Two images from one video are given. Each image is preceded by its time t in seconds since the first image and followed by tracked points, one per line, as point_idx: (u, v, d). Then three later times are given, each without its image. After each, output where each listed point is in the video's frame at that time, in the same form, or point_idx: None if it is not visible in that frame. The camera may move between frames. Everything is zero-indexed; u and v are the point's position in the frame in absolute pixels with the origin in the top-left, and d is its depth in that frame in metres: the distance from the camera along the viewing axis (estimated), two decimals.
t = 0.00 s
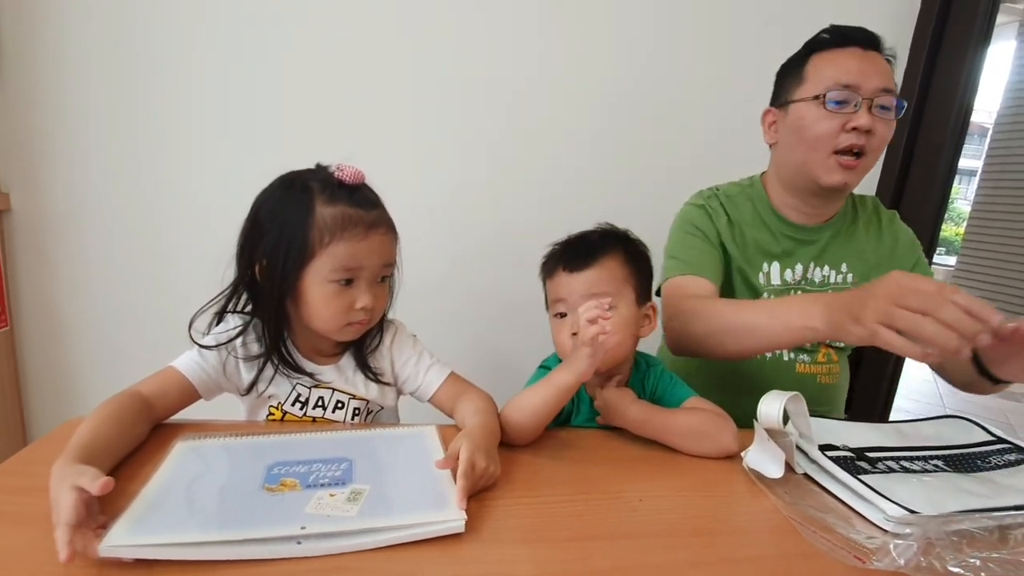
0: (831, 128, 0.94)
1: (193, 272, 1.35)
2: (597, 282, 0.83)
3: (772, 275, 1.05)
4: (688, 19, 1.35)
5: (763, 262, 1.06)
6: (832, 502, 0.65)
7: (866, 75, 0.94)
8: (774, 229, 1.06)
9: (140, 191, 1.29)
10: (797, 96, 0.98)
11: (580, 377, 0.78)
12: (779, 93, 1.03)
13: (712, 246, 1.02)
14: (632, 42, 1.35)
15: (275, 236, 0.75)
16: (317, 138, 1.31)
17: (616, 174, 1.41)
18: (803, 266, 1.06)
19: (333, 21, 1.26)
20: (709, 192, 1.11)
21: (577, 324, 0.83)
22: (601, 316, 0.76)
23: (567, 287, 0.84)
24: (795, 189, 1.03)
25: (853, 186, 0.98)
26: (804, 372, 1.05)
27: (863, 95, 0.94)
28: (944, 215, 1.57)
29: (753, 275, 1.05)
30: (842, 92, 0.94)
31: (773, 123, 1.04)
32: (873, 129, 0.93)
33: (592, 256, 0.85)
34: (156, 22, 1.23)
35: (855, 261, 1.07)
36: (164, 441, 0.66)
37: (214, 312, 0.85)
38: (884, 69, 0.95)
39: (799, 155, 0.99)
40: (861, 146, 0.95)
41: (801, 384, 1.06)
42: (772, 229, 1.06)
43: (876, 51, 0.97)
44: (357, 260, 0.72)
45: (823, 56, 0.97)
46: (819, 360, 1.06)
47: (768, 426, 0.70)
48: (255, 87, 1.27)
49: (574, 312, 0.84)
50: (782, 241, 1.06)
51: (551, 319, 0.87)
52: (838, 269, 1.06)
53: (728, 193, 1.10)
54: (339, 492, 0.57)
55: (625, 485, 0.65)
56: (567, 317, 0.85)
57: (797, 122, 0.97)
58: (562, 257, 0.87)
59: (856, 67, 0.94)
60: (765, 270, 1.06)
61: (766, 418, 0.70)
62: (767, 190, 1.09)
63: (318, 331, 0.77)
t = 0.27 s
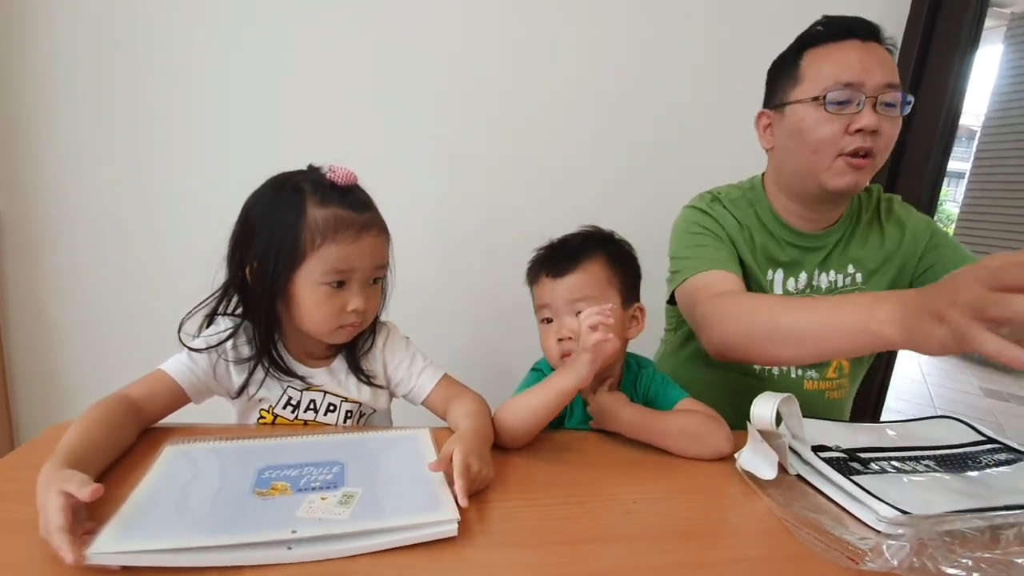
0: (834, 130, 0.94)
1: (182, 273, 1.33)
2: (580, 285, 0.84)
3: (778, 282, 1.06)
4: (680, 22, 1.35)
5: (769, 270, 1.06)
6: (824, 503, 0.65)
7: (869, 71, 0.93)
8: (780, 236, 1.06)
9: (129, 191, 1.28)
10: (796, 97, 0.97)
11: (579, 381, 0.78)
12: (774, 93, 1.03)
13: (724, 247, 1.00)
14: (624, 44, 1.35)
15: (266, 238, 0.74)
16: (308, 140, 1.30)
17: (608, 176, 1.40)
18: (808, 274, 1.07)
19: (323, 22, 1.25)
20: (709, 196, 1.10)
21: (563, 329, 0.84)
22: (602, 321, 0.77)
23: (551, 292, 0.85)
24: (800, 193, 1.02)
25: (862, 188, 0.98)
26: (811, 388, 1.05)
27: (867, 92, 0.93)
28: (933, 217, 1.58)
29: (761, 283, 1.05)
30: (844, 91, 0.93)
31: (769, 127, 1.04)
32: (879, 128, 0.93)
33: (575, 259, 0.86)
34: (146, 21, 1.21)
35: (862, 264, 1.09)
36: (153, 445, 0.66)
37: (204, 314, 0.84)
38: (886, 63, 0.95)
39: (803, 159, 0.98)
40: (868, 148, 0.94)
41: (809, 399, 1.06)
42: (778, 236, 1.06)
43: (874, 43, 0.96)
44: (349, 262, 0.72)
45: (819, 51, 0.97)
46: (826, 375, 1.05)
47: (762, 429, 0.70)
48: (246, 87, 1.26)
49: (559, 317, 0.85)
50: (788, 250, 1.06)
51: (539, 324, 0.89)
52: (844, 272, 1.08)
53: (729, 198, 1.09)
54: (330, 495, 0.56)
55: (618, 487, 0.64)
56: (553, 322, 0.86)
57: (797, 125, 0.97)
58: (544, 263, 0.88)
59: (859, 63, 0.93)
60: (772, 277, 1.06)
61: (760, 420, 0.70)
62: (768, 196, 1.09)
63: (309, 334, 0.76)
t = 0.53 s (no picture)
0: (814, 133, 0.94)
1: (150, 273, 1.30)
2: (551, 288, 0.84)
3: (761, 288, 1.07)
4: (652, 23, 1.37)
5: (751, 276, 1.07)
6: (800, 499, 0.65)
7: (845, 70, 0.94)
8: (762, 242, 1.07)
9: (95, 189, 1.24)
10: (771, 100, 0.98)
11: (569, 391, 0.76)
12: (747, 94, 1.04)
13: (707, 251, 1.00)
14: (598, 44, 1.36)
15: (234, 235, 0.72)
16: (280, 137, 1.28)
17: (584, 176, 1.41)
18: (790, 280, 1.08)
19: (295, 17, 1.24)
20: (688, 199, 1.10)
21: (537, 331, 0.84)
22: (605, 335, 0.74)
23: (524, 293, 0.85)
24: (783, 200, 1.03)
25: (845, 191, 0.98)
26: (796, 401, 1.06)
27: (844, 91, 0.94)
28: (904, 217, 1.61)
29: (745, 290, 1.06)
30: (821, 92, 0.94)
31: (744, 130, 1.05)
32: (858, 130, 0.93)
33: (545, 261, 0.86)
34: (112, 15, 1.18)
35: (846, 267, 1.10)
36: (118, 451, 0.63)
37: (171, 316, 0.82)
38: (861, 59, 0.96)
39: (784, 165, 0.98)
40: (849, 151, 0.94)
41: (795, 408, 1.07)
42: (760, 243, 1.07)
43: (850, 38, 0.97)
44: (321, 259, 0.70)
45: (792, 48, 0.97)
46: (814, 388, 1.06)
47: (739, 427, 0.70)
48: (217, 83, 1.24)
49: (533, 319, 0.85)
50: (770, 257, 1.07)
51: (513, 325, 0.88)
52: (826, 277, 1.09)
53: (709, 201, 1.10)
54: (303, 500, 0.55)
55: (596, 487, 0.64)
56: (527, 324, 0.86)
57: (774, 127, 0.98)
58: (517, 265, 0.88)
59: (836, 61, 0.94)
60: (755, 283, 1.07)
61: (737, 418, 0.70)
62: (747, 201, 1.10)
63: (281, 333, 0.74)
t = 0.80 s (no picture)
0: (779, 133, 0.96)
1: (97, 269, 1.24)
2: (515, 287, 0.83)
3: (724, 285, 1.09)
4: (613, 21, 1.38)
5: (713, 273, 1.09)
6: (759, 488, 0.66)
7: (811, 72, 0.96)
8: (724, 240, 1.09)
9: (37, 184, 1.18)
10: (738, 98, 1.00)
11: (536, 387, 0.75)
12: (715, 90, 1.06)
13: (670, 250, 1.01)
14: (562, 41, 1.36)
15: (186, 229, 0.70)
16: (236, 131, 1.24)
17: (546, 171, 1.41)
18: (752, 278, 1.10)
19: (270, 9, 1.20)
20: (654, 196, 1.11)
21: (502, 332, 0.84)
22: (572, 332, 0.73)
23: (486, 293, 0.84)
24: (749, 198, 1.05)
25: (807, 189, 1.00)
26: (758, 396, 1.08)
27: (810, 93, 0.96)
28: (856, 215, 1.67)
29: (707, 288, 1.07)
30: (788, 92, 0.96)
31: (711, 126, 1.07)
32: (820, 132, 0.95)
33: (507, 260, 0.85)
34: None
35: (806, 266, 1.12)
36: (62, 457, 0.60)
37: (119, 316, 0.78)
38: (826, 61, 0.98)
39: (749, 163, 1.00)
40: (811, 151, 0.96)
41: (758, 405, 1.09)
42: (722, 240, 1.09)
43: (816, 41, 0.99)
44: (278, 253, 0.68)
45: (760, 47, 0.99)
46: (774, 382, 1.08)
47: (703, 418, 0.70)
48: (169, 74, 1.19)
49: (497, 320, 0.84)
50: (732, 254, 1.09)
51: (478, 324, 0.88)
52: (788, 275, 1.11)
53: (674, 198, 1.11)
54: (262, 504, 0.53)
55: (563, 483, 0.64)
56: (491, 324, 0.85)
57: (741, 125, 0.99)
58: (478, 265, 0.87)
59: (802, 63, 0.96)
60: (717, 281, 1.09)
61: (701, 408, 0.70)
62: (712, 199, 1.12)
63: (237, 330, 0.72)
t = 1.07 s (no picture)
0: (760, 129, 0.98)
1: (72, 268, 1.22)
2: (496, 290, 0.83)
3: (700, 277, 1.10)
4: (592, 19, 1.39)
5: (691, 264, 1.10)
6: (733, 477, 0.67)
7: (794, 72, 0.98)
8: (701, 231, 1.10)
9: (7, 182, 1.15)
10: (724, 93, 1.02)
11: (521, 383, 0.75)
12: (702, 86, 1.08)
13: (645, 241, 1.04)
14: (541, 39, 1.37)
15: (165, 225, 0.69)
16: (213, 128, 1.22)
17: (526, 168, 1.42)
18: (728, 270, 1.11)
19: None
20: (637, 189, 1.13)
21: (485, 335, 0.84)
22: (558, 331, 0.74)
23: (467, 297, 0.84)
24: (728, 190, 1.07)
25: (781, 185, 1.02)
26: (734, 383, 1.09)
27: (792, 92, 0.98)
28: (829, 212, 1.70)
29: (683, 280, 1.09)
30: (771, 90, 0.98)
31: (698, 119, 1.09)
32: (798, 130, 0.97)
33: (490, 264, 0.84)
34: None
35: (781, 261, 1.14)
36: (38, 458, 0.59)
37: (96, 314, 0.77)
38: (808, 64, 1.00)
39: (730, 156, 1.02)
40: (788, 148, 0.98)
41: (733, 393, 1.10)
42: (699, 232, 1.11)
43: (799, 43, 1.02)
44: (259, 250, 0.68)
45: (748, 47, 1.01)
46: (748, 370, 1.10)
47: (680, 410, 0.72)
48: (143, 70, 1.17)
49: (481, 322, 0.85)
50: (708, 245, 1.10)
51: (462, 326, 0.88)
52: (764, 268, 1.13)
53: (656, 191, 1.13)
54: (247, 501, 0.53)
55: (547, 476, 0.64)
56: (474, 326, 0.85)
57: (726, 121, 1.01)
58: (460, 265, 0.87)
59: (786, 63, 0.98)
60: (694, 272, 1.10)
61: (677, 400, 0.72)
62: (694, 190, 1.13)
63: (217, 328, 0.71)
